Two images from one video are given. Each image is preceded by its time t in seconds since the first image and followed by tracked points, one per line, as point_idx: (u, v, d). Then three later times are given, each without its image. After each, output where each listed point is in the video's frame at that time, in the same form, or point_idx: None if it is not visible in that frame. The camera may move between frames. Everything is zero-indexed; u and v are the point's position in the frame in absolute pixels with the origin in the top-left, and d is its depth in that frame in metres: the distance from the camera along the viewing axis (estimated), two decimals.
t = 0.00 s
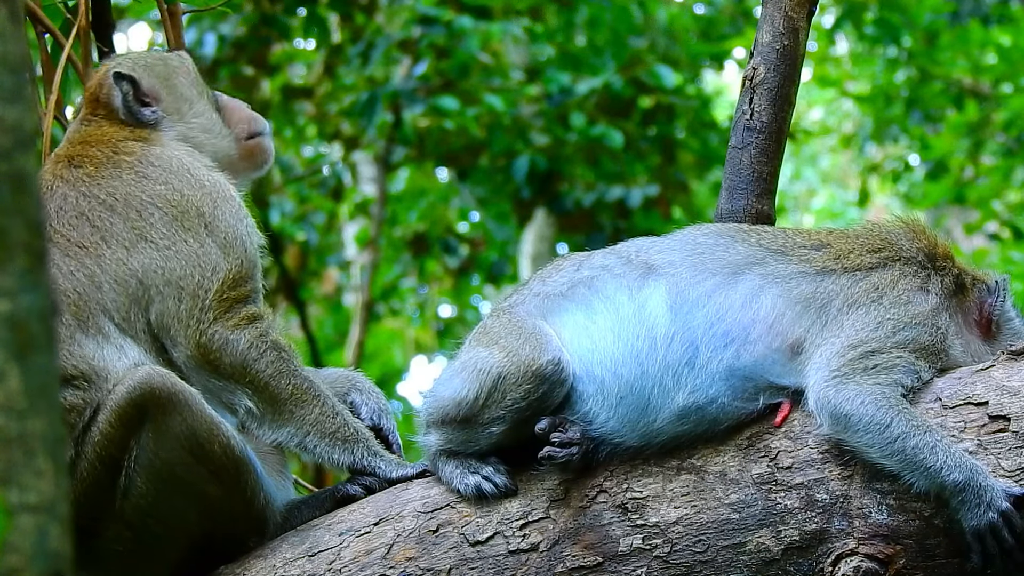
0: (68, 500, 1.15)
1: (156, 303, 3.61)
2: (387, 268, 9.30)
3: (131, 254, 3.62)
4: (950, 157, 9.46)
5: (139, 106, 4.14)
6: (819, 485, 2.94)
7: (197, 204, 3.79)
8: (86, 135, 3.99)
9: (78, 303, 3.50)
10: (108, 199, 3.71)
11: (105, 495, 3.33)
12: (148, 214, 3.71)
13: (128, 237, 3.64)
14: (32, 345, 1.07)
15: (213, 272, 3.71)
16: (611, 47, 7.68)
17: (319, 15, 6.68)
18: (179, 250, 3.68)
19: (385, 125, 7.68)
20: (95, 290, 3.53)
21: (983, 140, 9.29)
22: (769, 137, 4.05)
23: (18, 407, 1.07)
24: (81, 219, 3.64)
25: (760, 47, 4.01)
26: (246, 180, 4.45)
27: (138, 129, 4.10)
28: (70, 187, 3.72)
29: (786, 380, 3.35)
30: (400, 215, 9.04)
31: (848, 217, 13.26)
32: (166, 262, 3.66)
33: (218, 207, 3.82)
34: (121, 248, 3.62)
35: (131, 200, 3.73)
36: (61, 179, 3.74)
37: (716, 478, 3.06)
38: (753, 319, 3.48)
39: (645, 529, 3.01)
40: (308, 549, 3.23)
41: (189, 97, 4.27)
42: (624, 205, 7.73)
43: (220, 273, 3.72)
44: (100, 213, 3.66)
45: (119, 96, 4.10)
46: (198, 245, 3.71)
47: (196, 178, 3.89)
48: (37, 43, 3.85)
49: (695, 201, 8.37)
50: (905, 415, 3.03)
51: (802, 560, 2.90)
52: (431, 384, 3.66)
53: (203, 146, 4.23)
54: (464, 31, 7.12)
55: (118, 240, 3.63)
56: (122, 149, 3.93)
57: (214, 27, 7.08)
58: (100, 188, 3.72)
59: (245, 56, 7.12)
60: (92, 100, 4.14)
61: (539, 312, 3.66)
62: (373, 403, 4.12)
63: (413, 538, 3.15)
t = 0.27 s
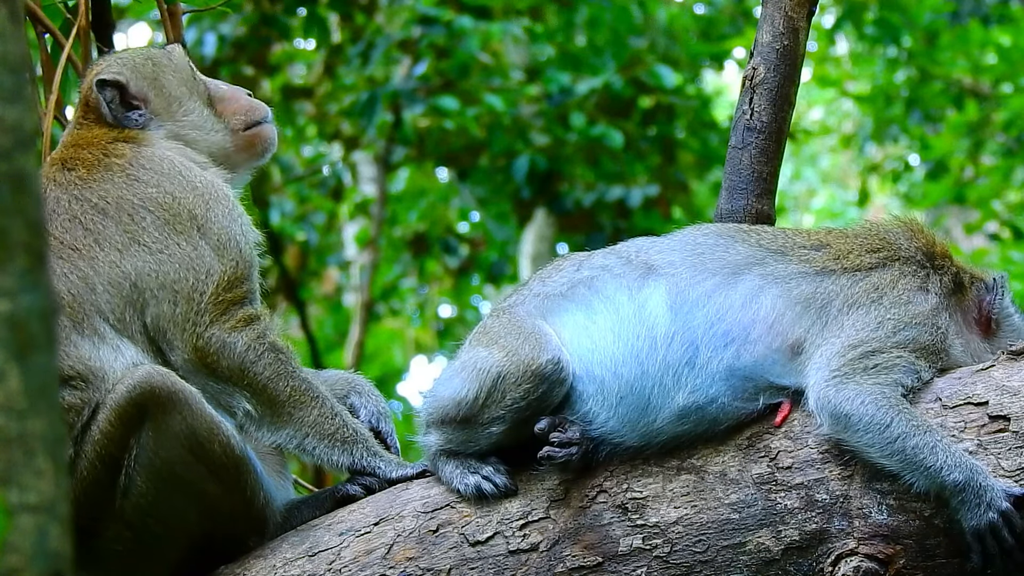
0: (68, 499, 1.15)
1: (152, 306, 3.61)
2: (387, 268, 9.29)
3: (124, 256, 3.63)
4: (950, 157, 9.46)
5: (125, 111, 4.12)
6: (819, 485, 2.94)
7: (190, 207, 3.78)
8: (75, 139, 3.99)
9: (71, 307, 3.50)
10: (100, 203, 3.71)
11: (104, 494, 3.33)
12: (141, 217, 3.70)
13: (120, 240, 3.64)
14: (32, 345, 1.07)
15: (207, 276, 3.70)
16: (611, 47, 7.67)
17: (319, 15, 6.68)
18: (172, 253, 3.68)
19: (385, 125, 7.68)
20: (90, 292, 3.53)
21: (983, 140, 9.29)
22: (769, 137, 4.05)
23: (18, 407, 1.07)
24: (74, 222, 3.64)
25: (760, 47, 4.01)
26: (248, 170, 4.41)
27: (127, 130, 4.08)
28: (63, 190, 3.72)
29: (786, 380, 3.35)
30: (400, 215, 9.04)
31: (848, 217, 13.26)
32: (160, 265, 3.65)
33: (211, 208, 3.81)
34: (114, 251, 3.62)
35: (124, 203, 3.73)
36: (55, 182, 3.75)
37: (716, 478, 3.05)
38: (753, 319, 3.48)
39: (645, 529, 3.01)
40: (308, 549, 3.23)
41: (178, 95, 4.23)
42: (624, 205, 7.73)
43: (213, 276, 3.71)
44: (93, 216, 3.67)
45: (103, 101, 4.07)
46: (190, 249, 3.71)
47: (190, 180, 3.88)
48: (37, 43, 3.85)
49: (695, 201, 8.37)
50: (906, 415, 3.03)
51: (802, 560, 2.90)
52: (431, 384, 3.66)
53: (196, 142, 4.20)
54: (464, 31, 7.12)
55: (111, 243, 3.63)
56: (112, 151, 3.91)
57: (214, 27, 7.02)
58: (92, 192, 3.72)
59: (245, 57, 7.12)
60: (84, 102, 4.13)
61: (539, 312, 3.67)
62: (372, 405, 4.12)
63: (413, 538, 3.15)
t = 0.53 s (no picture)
0: (68, 498, 1.15)
1: (150, 308, 3.61)
2: (387, 268, 9.29)
3: (121, 257, 3.63)
4: (950, 157, 9.47)
5: (120, 112, 4.12)
6: (820, 485, 2.94)
7: (187, 208, 3.78)
8: (72, 140, 3.99)
9: (68, 308, 3.50)
10: (97, 204, 3.72)
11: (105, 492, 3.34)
12: (137, 219, 3.71)
13: (117, 241, 3.65)
14: (32, 345, 1.07)
15: (207, 276, 3.70)
16: (611, 47, 7.67)
17: (319, 14, 6.68)
18: (169, 255, 3.68)
19: (385, 125, 7.68)
20: (87, 292, 3.54)
21: (983, 140, 9.30)
22: (769, 137, 4.05)
23: (18, 407, 1.07)
24: (71, 222, 3.65)
25: (760, 47, 4.01)
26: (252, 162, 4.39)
27: (123, 130, 4.08)
28: (61, 191, 3.73)
29: (785, 380, 3.35)
30: (400, 214, 9.04)
31: (848, 217, 13.25)
32: (157, 267, 3.65)
33: (208, 208, 3.81)
34: (111, 251, 3.63)
35: (121, 204, 3.73)
36: (52, 183, 3.76)
37: (716, 478, 3.06)
38: (753, 318, 3.48)
39: (645, 529, 3.01)
40: (308, 549, 3.23)
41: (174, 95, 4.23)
42: (624, 205, 7.73)
43: (213, 276, 3.71)
44: (91, 218, 3.68)
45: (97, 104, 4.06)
46: (187, 251, 3.71)
47: (188, 180, 3.88)
48: (37, 43, 3.85)
49: (695, 201, 8.37)
50: (906, 415, 3.03)
51: (802, 560, 2.90)
52: (431, 384, 3.66)
53: (193, 141, 4.21)
54: (464, 31, 7.12)
55: (108, 244, 3.64)
56: (109, 153, 3.92)
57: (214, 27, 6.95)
58: (89, 193, 3.73)
59: (245, 56, 7.11)
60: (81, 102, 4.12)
61: (539, 312, 3.67)
62: (373, 407, 4.12)
63: (413, 538, 3.15)
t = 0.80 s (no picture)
0: (68, 497, 1.15)
1: (149, 308, 3.61)
2: (387, 268, 9.28)
3: (120, 257, 3.63)
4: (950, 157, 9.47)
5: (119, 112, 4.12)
6: (819, 485, 2.94)
7: (185, 208, 3.78)
8: (70, 140, 3.99)
9: (66, 308, 3.50)
10: (96, 204, 3.72)
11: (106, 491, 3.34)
12: (136, 219, 3.71)
13: (116, 241, 3.65)
14: (32, 345, 1.07)
15: (206, 276, 3.70)
16: (611, 47, 7.67)
17: (319, 14, 6.68)
18: (168, 255, 3.68)
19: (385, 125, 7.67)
20: (85, 292, 3.54)
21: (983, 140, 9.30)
22: (769, 137, 4.05)
23: (18, 407, 1.07)
24: (70, 223, 3.65)
25: (760, 47, 4.01)
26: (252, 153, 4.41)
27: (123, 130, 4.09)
28: (60, 192, 3.74)
29: (785, 380, 3.35)
30: (400, 214, 9.03)
31: (848, 217, 13.25)
32: (155, 267, 3.65)
33: (206, 207, 3.80)
34: (110, 251, 3.63)
35: (120, 205, 3.73)
36: (51, 183, 3.77)
37: (716, 478, 3.06)
38: (753, 318, 3.48)
39: (645, 529, 3.01)
40: (308, 549, 3.23)
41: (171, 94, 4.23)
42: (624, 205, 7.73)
43: (212, 276, 3.71)
44: (90, 218, 3.68)
45: (93, 106, 4.05)
46: (186, 251, 3.71)
47: (187, 180, 3.88)
48: (37, 43, 3.85)
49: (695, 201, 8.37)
50: (906, 415, 3.03)
51: (802, 560, 2.90)
52: (431, 384, 3.66)
53: (191, 140, 4.22)
54: (464, 31, 7.12)
55: (107, 244, 3.64)
56: (107, 153, 3.92)
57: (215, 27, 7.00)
58: (88, 194, 3.73)
59: (245, 56, 7.10)
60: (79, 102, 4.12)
61: (538, 312, 3.67)
62: (374, 407, 4.12)
63: (413, 538, 3.15)
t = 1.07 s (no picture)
0: (67, 497, 1.15)
1: (147, 309, 3.61)
2: (387, 268, 9.28)
3: (116, 257, 3.63)
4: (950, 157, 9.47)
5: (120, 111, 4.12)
6: (819, 485, 2.94)
7: (181, 209, 3.78)
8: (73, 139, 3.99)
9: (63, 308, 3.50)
10: (92, 204, 3.72)
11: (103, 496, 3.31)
12: (132, 219, 3.71)
13: (112, 241, 3.65)
14: (32, 345, 1.07)
15: (203, 277, 3.70)
16: (611, 47, 7.68)
17: (319, 14, 6.68)
18: (164, 255, 3.68)
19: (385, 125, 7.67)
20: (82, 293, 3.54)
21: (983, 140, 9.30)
22: (769, 137, 4.05)
23: (18, 407, 1.07)
24: (67, 223, 3.65)
25: (760, 47, 4.01)
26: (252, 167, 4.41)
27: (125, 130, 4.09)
28: (57, 191, 3.73)
29: (785, 380, 3.35)
30: (400, 214, 9.03)
31: (848, 217, 13.25)
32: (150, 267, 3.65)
33: (202, 208, 3.81)
34: (107, 251, 3.63)
35: (116, 205, 3.73)
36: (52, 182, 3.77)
37: (716, 478, 3.06)
38: (753, 318, 3.48)
39: (645, 529, 3.01)
40: (308, 549, 3.23)
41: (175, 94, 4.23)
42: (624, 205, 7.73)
43: (209, 277, 3.71)
44: (85, 218, 3.67)
45: (96, 103, 4.06)
46: (181, 251, 3.70)
47: (182, 180, 3.87)
48: (37, 43, 3.84)
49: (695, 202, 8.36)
50: (906, 414, 3.03)
51: (802, 560, 2.90)
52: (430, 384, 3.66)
53: (191, 141, 4.21)
54: (464, 31, 7.12)
55: (103, 244, 3.63)
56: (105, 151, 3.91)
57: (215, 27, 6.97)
58: (85, 194, 3.73)
59: (245, 56, 7.10)
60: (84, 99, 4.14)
61: (538, 311, 3.67)
62: (373, 408, 4.12)
63: (413, 538, 3.15)
